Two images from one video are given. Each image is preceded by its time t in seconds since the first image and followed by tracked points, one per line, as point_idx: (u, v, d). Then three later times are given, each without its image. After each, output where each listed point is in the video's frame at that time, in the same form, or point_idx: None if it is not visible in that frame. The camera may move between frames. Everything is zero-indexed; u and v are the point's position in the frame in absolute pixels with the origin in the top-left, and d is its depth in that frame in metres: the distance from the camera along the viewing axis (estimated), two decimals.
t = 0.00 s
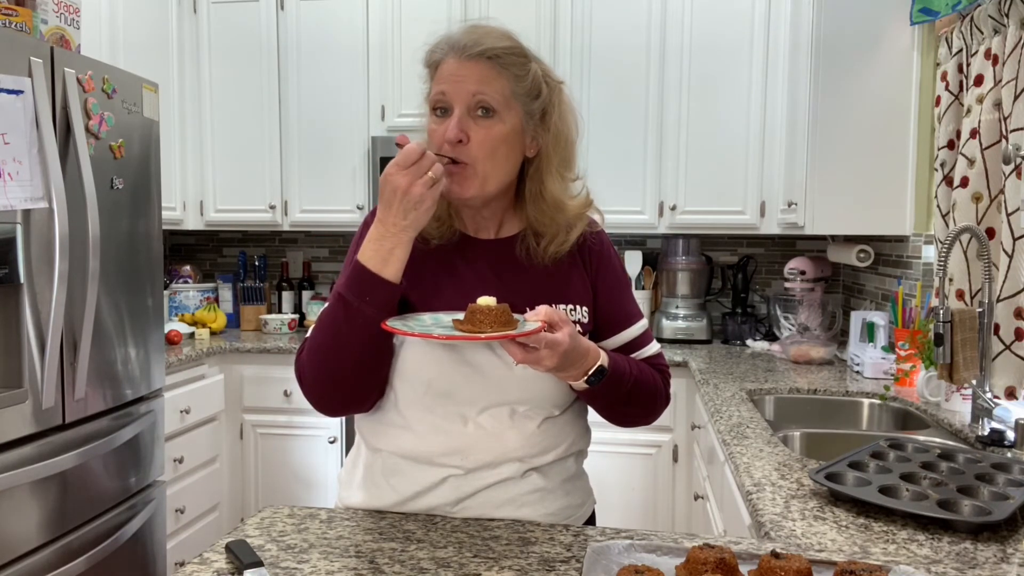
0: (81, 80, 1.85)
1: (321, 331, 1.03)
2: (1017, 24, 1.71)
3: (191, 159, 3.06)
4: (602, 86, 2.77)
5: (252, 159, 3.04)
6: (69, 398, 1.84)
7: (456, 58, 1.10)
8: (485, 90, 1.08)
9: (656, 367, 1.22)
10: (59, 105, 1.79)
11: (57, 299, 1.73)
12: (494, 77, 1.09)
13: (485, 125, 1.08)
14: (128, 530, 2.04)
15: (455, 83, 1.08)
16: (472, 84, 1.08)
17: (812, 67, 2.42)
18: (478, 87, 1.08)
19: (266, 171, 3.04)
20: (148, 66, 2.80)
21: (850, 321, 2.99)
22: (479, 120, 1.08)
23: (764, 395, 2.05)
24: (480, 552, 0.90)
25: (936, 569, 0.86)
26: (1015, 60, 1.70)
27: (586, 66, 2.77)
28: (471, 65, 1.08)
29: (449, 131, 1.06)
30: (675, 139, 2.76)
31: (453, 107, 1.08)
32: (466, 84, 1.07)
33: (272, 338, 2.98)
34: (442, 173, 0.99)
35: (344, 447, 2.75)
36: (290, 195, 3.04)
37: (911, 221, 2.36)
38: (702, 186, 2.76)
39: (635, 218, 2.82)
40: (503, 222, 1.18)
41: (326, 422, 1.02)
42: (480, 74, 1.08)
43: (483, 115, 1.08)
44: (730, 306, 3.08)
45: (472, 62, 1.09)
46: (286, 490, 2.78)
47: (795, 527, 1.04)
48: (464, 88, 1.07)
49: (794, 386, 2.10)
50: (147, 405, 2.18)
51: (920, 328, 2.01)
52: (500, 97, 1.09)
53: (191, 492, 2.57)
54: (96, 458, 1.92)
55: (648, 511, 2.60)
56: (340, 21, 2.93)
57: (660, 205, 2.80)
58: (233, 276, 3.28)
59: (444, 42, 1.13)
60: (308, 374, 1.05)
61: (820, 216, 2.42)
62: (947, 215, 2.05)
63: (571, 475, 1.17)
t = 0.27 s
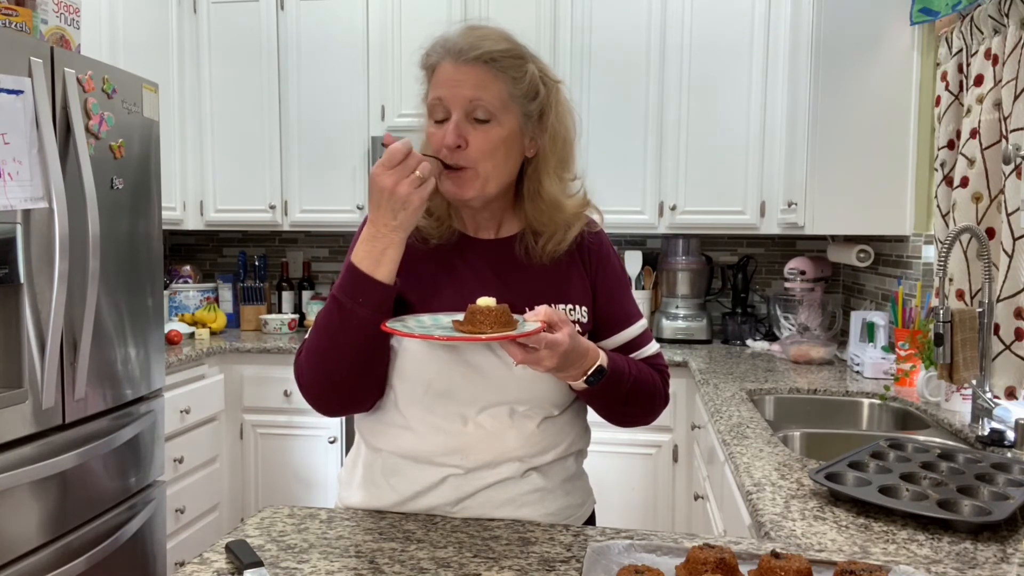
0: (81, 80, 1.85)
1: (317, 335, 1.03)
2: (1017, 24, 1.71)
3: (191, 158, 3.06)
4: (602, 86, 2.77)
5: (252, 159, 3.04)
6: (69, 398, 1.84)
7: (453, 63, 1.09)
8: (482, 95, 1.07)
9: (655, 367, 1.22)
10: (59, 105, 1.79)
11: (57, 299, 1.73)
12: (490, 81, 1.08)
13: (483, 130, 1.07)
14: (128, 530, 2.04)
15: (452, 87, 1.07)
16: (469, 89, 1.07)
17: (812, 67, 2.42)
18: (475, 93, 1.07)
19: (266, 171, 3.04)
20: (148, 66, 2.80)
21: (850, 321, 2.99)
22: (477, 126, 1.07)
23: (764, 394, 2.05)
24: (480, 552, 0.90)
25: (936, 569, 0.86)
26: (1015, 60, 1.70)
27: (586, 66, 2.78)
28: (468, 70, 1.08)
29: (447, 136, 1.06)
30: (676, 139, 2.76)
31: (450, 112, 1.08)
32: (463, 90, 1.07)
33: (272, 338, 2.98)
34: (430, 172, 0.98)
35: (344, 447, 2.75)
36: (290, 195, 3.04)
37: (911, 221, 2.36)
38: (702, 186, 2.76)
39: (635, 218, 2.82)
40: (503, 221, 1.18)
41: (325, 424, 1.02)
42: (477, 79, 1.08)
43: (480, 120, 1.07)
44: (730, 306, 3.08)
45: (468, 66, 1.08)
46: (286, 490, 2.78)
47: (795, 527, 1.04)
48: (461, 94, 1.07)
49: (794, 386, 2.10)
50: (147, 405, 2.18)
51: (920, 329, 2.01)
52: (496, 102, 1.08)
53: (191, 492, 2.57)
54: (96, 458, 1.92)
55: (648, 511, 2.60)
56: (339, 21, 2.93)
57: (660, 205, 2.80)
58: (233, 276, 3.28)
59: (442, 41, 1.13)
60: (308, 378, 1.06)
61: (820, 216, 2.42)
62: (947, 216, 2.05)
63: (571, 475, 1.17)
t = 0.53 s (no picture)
0: (81, 80, 1.85)
1: (306, 353, 1.03)
2: (1017, 24, 1.71)
3: (191, 158, 3.06)
4: (602, 87, 2.77)
5: (252, 159, 3.04)
6: (69, 398, 1.84)
7: (459, 72, 1.07)
8: (492, 106, 1.06)
9: (655, 366, 1.21)
10: (59, 105, 1.79)
11: (57, 299, 1.73)
12: (499, 90, 1.07)
13: (495, 140, 1.07)
14: (128, 530, 2.04)
15: (460, 97, 1.06)
16: (479, 99, 1.06)
17: (812, 67, 2.42)
18: (484, 104, 1.06)
19: (266, 171, 3.04)
20: (148, 66, 2.80)
21: (850, 321, 2.99)
22: (488, 135, 1.07)
23: (764, 395, 2.05)
24: (480, 552, 0.90)
25: (936, 569, 0.86)
26: (1015, 60, 1.70)
27: (586, 66, 2.78)
28: (477, 81, 1.06)
29: (459, 146, 1.06)
30: (676, 139, 2.76)
31: (460, 122, 1.07)
32: (472, 101, 1.05)
33: (272, 338, 2.98)
34: (368, 206, 0.91)
35: (344, 447, 2.75)
36: (290, 195, 3.04)
37: (911, 221, 2.36)
38: (701, 186, 2.76)
39: (634, 218, 2.82)
40: (503, 220, 1.18)
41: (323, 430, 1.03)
42: (486, 89, 1.06)
43: (491, 130, 1.07)
44: (730, 306, 3.08)
45: (477, 76, 1.06)
46: (286, 490, 2.78)
47: (795, 527, 1.04)
48: (470, 106, 1.06)
49: (794, 386, 2.10)
50: (146, 405, 2.18)
51: (920, 329, 2.01)
52: (506, 111, 1.07)
53: (191, 492, 2.57)
54: (96, 458, 1.92)
55: (648, 511, 2.60)
56: (340, 21, 2.93)
57: (660, 205, 2.80)
58: (233, 276, 3.28)
59: (443, 41, 1.13)
60: (303, 395, 1.06)
61: (820, 216, 2.42)
62: (947, 215, 2.05)
63: (571, 475, 1.17)
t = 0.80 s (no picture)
0: (81, 80, 1.85)
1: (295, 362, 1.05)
2: (1017, 24, 1.71)
3: (191, 158, 3.05)
4: (602, 87, 2.77)
5: (252, 158, 3.04)
6: (69, 398, 1.84)
7: (470, 80, 1.06)
8: (503, 115, 1.06)
9: (653, 363, 1.20)
10: (59, 105, 1.79)
11: (57, 299, 1.73)
12: (509, 98, 1.07)
13: (505, 147, 1.07)
14: (128, 530, 2.04)
15: (471, 106, 1.05)
16: (490, 106, 1.05)
17: (812, 67, 2.42)
18: (496, 112, 1.06)
19: (266, 171, 3.04)
20: (148, 66, 2.80)
21: (850, 321, 2.99)
22: (497, 143, 1.08)
23: (764, 395, 2.05)
24: (480, 552, 0.90)
25: (936, 569, 0.86)
26: (1016, 60, 1.70)
27: (585, 65, 2.78)
28: (490, 90, 1.06)
29: (471, 153, 1.06)
30: (676, 139, 2.76)
31: (470, 129, 1.07)
32: (484, 110, 1.05)
33: (272, 338, 2.98)
34: (302, 218, 0.91)
35: (344, 447, 2.75)
36: (290, 195, 3.04)
37: (912, 221, 2.36)
38: (701, 186, 2.76)
39: (634, 218, 2.82)
40: (501, 219, 1.18)
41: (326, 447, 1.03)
42: (499, 98, 1.06)
43: (500, 138, 1.08)
44: (730, 306, 3.08)
45: (489, 85, 1.06)
46: (286, 490, 2.78)
47: (795, 527, 1.04)
48: (481, 114, 1.05)
49: (794, 386, 2.10)
50: (146, 405, 2.18)
51: (920, 329, 2.01)
52: (515, 119, 1.08)
53: (191, 493, 2.57)
54: (96, 458, 1.92)
55: (648, 511, 2.60)
56: (340, 21, 2.93)
57: (660, 205, 2.80)
58: (233, 276, 3.28)
59: (444, 42, 1.13)
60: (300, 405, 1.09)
61: (820, 216, 2.42)
62: (947, 215, 2.05)
63: (571, 475, 1.17)
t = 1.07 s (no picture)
0: (81, 80, 1.85)
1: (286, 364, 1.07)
2: (1017, 24, 1.71)
3: (191, 158, 3.05)
4: (602, 87, 2.77)
5: (253, 158, 3.04)
6: (69, 398, 1.83)
7: (470, 83, 1.06)
8: (502, 117, 1.06)
9: (649, 359, 1.19)
10: (59, 105, 1.79)
11: (57, 299, 1.73)
12: (508, 101, 1.07)
13: (504, 149, 1.08)
14: (128, 530, 2.04)
15: (469, 109, 1.05)
16: (489, 109, 1.06)
17: (812, 67, 2.42)
18: (496, 115, 1.06)
19: (266, 171, 3.04)
20: (148, 66, 2.81)
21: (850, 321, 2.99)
22: (496, 145, 1.08)
23: (764, 395, 2.06)
24: (480, 552, 0.90)
25: (936, 569, 0.86)
26: (1015, 60, 1.70)
27: (585, 65, 2.78)
28: (490, 94, 1.06)
29: (471, 155, 1.06)
30: (675, 139, 2.76)
31: (469, 132, 1.07)
32: (484, 113, 1.05)
33: (272, 338, 2.98)
34: (288, 218, 0.95)
35: (344, 447, 2.76)
36: (290, 195, 3.04)
37: (912, 221, 2.36)
38: (701, 185, 2.76)
39: (634, 218, 2.82)
40: (497, 218, 1.18)
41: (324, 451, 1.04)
42: (498, 102, 1.06)
43: (499, 139, 1.08)
44: (730, 306, 3.08)
45: (489, 89, 1.06)
46: (286, 490, 2.78)
47: (795, 527, 1.04)
48: (481, 117, 1.06)
49: (794, 387, 2.10)
50: (146, 405, 2.18)
51: (920, 329, 2.01)
52: (514, 121, 1.08)
53: (191, 493, 2.57)
54: (96, 458, 1.92)
55: (648, 511, 2.60)
56: (339, 21, 2.93)
57: (660, 205, 2.80)
58: (233, 276, 3.28)
59: (444, 43, 1.13)
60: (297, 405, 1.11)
61: (820, 216, 2.42)
62: (947, 216, 2.05)
63: (571, 474, 1.17)
